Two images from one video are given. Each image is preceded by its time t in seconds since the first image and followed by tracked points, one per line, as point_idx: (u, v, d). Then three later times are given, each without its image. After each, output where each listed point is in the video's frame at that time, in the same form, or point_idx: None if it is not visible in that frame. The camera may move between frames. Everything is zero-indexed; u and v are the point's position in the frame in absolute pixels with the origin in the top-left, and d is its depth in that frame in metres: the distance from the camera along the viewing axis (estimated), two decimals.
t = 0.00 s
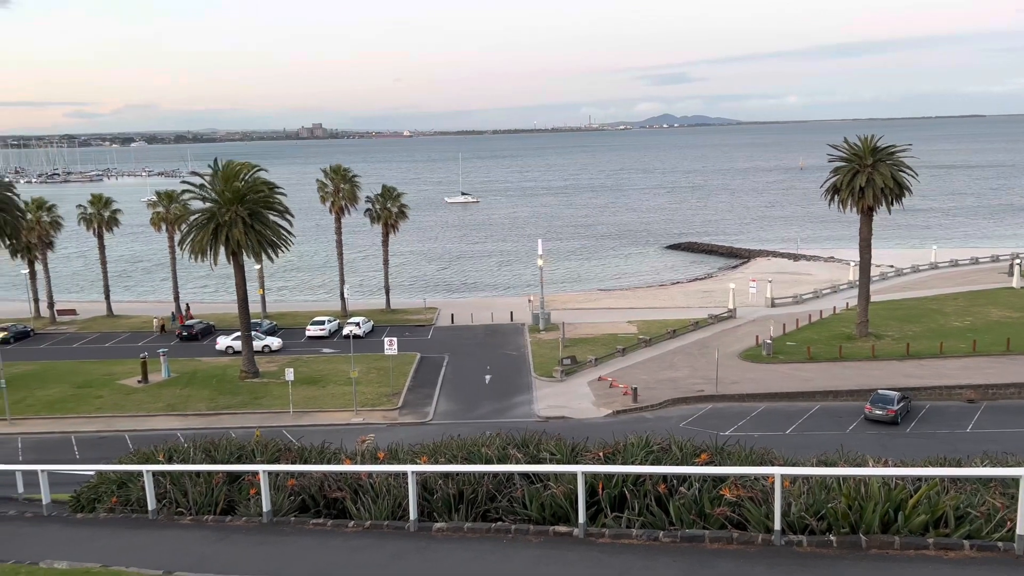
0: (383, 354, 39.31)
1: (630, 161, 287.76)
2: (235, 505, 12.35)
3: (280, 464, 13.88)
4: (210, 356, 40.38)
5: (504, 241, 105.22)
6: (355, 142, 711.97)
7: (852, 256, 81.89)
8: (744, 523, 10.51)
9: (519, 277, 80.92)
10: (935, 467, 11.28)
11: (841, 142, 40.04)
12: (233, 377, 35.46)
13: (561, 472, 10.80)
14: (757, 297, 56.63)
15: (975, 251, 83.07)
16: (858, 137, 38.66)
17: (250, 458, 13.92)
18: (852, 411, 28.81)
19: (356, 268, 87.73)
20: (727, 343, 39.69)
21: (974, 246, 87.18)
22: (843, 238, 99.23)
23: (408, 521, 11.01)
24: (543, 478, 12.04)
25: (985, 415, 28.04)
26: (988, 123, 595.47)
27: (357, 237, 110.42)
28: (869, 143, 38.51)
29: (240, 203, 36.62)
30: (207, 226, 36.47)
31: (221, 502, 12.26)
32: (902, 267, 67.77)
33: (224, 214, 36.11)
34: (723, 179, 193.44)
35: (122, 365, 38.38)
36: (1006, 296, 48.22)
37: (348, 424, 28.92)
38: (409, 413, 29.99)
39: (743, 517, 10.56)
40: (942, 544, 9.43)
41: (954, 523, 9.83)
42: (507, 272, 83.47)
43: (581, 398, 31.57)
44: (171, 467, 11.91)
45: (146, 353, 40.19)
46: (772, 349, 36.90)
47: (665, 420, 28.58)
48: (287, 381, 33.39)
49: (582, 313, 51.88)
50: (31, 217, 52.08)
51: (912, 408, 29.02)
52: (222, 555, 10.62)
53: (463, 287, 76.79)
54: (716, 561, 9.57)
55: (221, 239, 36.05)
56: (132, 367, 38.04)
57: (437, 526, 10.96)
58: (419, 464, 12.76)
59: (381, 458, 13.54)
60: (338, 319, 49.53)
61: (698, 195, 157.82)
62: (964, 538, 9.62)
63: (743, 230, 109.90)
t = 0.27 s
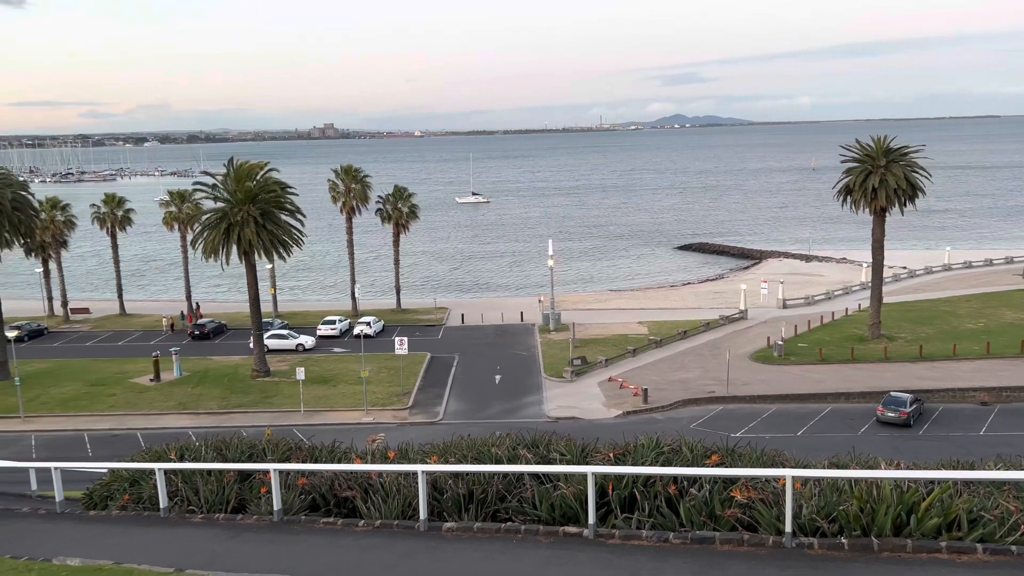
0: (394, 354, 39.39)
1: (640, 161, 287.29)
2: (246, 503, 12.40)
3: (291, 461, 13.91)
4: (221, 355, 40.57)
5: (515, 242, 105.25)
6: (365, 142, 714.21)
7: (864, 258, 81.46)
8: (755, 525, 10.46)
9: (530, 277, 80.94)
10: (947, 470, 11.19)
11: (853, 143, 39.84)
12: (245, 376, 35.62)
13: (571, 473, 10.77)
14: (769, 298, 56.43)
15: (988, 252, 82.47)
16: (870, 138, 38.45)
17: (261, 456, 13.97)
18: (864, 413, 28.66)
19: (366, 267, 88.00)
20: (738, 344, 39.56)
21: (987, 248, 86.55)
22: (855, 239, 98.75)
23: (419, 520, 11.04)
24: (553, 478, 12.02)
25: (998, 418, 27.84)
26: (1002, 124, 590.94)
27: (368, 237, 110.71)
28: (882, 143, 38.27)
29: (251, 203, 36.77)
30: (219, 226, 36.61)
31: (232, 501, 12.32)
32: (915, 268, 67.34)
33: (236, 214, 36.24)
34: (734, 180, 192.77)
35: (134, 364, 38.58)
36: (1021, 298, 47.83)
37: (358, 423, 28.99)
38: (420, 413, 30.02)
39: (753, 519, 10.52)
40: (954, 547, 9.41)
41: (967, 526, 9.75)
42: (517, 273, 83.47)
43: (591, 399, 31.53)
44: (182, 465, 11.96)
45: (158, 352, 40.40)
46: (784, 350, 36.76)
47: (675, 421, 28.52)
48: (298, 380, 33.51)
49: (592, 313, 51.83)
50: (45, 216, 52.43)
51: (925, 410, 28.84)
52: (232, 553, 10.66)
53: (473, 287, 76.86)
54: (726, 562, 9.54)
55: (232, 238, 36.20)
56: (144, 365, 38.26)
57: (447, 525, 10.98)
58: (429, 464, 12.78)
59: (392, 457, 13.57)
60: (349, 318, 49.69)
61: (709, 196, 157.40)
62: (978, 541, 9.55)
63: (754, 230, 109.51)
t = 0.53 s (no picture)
0: (404, 353, 39.46)
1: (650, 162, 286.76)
2: (256, 502, 12.45)
3: (301, 461, 13.96)
4: (232, 354, 40.74)
5: (525, 242, 105.26)
6: (375, 142, 716.05)
7: (876, 260, 81.04)
8: (764, 527, 10.43)
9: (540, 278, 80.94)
10: (960, 474, 11.12)
11: (866, 144, 39.65)
12: (255, 375, 35.75)
13: (581, 474, 10.77)
14: (779, 300, 56.23)
15: (1002, 255, 81.88)
16: (883, 139, 38.25)
17: (271, 455, 14.02)
18: (875, 416, 28.52)
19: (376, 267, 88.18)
20: (748, 345, 39.43)
21: (1001, 250, 85.86)
22: (867, 240, 98.25)
23: (429, 520, 11.06)
24: (562, 479, 12.02)
25: (1011, 421, 27.63)
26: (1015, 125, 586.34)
27: (378, 237, 110.97)
28: (895, 144, 38.07)
29: (262, 203, 36.92)
30: (230, 226, 36.79)
31: (242, 499, 12.38)
32: (928, 270, 66.92)
33: (247, 214, 36.41)
34: (745, 181, 192.13)
35: (146, 362, 38.81)
36: None
37: (368, 422, 29.06)
38: (429, 413, 30.07)
39: (763, 521, 10.49)
40: (967, 551, 9.33)
41: (979, 530, 9.69)
42: (527, 273, 83.49)
43: (601, 400, 31.50)
44: (193, 463, 12.03)
45: (169, 351, 40.62)
46: (795, 352, 36.62)
47: (685, 422, 28.46)
48: (308, 379, 33.63)
49: (602, 314, 51.77)
50: (59, 215, 52.80)
51: (936, 413, 28.68)
52: (243, 552, 10.71)
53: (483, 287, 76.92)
54: (736, 564, 9.51)
55: (244, 238, 36.37)
56: (156, 364, 38.47)
57: (455, 525, 10.98)
58: (439, 464, 12.80)
59: (401, 457, 13.58)
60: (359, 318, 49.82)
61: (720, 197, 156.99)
62: (990, 545, 9.49)
63: (765, 232, 109.14)
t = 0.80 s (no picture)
0: (413, 353, 39.53)
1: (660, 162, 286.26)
2: (266, 500, 12.50)
3: (311, 459, 14.00)
4: (243, 353, 40.91)
5: (534, 242, 105.31)
6: (385, 142, 717.71)
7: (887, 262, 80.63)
8: (774, 529, 10.40)
9: (549, 278, 80.96)
10: (972, 478, 11.03)
11: (877, 145, 39.47)
12: (265, 374, 35.90)
13: (590, 475, 10.76)
14: (789, 301, 56.07)
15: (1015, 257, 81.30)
16: (895, 141, 38.07)
17: (281, 453, 14.11)
18: (886, 418, 28.38)
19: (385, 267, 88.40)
20: (758, 347, 39.31)
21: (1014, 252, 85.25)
22: (878, 242, 97.76)
23: (438, 519, 11.08)
24: (571, 480, 12.02)
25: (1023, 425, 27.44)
26: None
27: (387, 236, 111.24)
28: (907, 146, 37.89)
29: (273, 203, 37.04)
30: (241, 225, 36.93)
31: (252, 497, 12.43)
32: (940, 272, 66.51)
33: (258, 213, 36.53)
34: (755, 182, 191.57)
35: (157, 360, 39.03)
36: None
37: (378, 422, 29.14)
38: (438, 413, 30.10)
39: (773, 523, 10.46)
40: (978, 555, 9.27)
41: (991, 534, 9.62)
42: (536, 273, 83.53)
43: (610, 401, 31.48)
44: (203, 461, 12.08)
45: (181, 349, 40.84)
46: (805, 354, 36.48)
47: (694, 424, 28.39)
48: (318, 378, 33.74)
49: (611, 315, 51.72)
50: (72, 214, 53.13)
51: (948, 416, 28.50)
52: (253, 549, 10.77)
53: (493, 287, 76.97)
54: (745, 567, 9.49)
55: (255, 237, 36.50)
56: (167, 362, 38.67)
57: (464, 525, 11.00)
58: (448, 464, 12.82)
59: (410, 456, 13.61)
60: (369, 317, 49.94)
61: (730, 198, 156.59)
62: (1003, 549, 9.41)
63: (776, 233, 108.74)
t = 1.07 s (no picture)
0: (423, 353, 39.59)
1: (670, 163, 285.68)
2: (275, 498, 12.55)
3: (320, 458, 14.05)
4: (253, 351, 41.09)
5: (544, 243, 105.30)
6: (395, 142, 719.20)
7: (899, 264, 80.18)
8: (784, 532, 10.36)
9: (559, 279, 80.94)
10: (985, 482, 10.94)
11: (890, 146, 39.27)
12: (275, 373, 36.01)
13: (599, 476, 10.75)
14: (800, 303, 55.85)
15: None
16: (907, 142, 37.87)
17: (290, 452, 14.15)
18: (897, 421, 28.24)
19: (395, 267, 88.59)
20: (768, 349, 39.16)
21: None
22: (890, 244, 97.28)
23: (447, 519, 11.08)
24: (580, 480, 12.00)
25: None
26: None
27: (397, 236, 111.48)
28: (919, 147, 37.68)
29: (284, 202, 37.18)
30: (252, 224, 37.07)
31: (262, 496, 12.47)
32: (953, 274, 66.10)
33: (269, 212, 36.65)
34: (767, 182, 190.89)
35: (168, 358, 39.23)
36: None
37: (387, 421, 29.19)
38: (447, 412, 30.14)
39: (783, 526, 10.42)
40: (990, 560, 9.19)
41: (1003, 539, 9.54)
42: (546, 274, 83.53)
43: (619, 401, 31.44)
44: (213, 459, 12.13)
45: (191, 347, 41.03)
46: (816, 356, 36.33)
47: (704, 425, 28.31)
48: (328, 377, 33.83)
49: (621, 315, 51.65)
50: (85, 212, 53.47)
51: (960, 419, 28.32)
52: (262, 547, 10.80)
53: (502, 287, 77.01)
54: (754, 569, 9.45)
55: (266, 236, 36.62)
56: (178, 360, 38.86)
57: (473, 525, 10.99)
58: (457, 463, 12.83)
59: (419, 456, 13.62)
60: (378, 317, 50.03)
61: (741, 198, 156.12)
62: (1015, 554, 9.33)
63: (786, 234, 108.34)
